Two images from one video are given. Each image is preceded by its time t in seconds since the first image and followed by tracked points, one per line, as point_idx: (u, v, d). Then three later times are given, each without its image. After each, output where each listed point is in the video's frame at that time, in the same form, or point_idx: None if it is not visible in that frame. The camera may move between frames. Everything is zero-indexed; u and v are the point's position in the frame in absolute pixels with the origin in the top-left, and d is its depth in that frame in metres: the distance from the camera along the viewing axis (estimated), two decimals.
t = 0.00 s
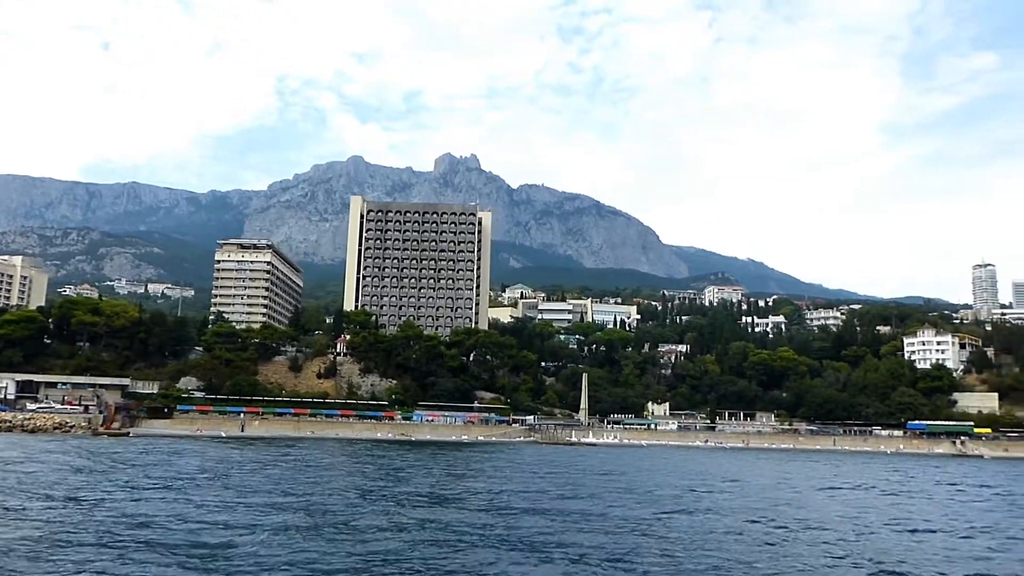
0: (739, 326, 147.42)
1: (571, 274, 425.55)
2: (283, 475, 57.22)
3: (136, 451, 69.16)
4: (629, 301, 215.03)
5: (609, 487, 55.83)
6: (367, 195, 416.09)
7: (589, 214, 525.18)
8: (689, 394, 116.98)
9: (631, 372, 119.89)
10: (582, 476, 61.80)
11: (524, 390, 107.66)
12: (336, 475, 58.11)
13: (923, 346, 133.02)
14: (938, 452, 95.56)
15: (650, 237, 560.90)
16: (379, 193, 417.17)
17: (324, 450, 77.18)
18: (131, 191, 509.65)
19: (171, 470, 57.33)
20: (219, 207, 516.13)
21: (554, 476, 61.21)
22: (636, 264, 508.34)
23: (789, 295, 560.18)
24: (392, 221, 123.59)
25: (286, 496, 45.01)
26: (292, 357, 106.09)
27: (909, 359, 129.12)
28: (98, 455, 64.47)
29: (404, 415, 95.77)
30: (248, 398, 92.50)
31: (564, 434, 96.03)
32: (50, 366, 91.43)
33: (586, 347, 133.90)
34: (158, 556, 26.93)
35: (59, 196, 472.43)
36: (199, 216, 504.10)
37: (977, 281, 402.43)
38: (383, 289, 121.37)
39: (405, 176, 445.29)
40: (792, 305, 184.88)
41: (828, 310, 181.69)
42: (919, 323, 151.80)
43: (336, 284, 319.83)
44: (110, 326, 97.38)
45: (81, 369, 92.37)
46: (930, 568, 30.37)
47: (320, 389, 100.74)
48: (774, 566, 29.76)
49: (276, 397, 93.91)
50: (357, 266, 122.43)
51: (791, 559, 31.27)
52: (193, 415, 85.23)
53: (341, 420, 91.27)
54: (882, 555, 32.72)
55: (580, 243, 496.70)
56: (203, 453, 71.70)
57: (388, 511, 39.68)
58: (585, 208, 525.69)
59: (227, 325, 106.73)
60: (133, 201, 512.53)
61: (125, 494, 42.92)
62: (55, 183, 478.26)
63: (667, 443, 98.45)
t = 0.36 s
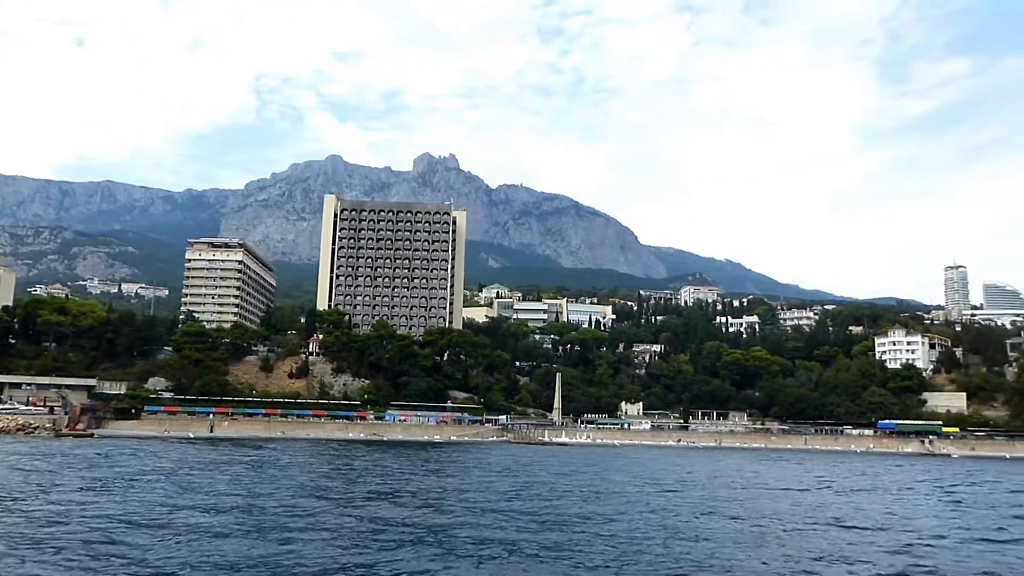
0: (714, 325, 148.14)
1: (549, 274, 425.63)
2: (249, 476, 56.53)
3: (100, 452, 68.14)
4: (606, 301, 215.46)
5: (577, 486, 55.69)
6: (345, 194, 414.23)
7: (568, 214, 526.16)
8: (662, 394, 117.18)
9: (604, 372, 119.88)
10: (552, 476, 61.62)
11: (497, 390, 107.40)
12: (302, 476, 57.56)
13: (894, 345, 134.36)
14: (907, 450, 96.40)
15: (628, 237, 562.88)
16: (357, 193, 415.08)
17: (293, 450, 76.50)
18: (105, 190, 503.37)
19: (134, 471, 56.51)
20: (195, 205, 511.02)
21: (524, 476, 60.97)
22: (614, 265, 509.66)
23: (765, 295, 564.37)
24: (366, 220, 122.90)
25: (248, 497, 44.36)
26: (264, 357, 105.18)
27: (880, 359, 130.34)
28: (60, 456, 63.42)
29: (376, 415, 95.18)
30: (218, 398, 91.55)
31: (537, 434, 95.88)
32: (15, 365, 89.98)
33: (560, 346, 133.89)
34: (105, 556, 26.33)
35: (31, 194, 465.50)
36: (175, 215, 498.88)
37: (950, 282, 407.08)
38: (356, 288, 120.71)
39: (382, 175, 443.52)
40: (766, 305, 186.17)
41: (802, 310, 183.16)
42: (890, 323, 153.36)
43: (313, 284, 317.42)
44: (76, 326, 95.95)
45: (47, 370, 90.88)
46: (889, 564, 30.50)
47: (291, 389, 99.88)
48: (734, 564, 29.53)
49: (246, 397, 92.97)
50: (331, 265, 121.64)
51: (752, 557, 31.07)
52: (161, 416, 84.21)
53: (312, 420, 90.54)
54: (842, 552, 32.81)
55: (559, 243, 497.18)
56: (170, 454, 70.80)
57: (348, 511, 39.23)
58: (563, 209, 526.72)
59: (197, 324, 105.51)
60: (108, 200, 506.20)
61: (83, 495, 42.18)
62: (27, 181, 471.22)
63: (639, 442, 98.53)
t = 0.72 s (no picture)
0: (688, 324, 148.68)
1: (527, 272, 425.28)
2: (214, 474, 55.82)
3: (62, 450, 66.99)
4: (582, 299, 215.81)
5: (546, 483, 55.45)
6: (321, 191, 411.40)
7: (546, 212, 526.50)
8: (636, 392, 117.26)
9: (577, 370, 119.66)
10: (522, 473, 61.33)
11: (470, 387, 107.00)
12: (269, 474, 56.93)
13: (864, 344, 135.60)
14: (876, 447, 97.36)
15: (606, 236, 564.33)
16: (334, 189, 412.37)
17: (261, 449, 75.67)
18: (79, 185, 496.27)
19: (96, 469, 55.55)
20: (170, 201, 505.03)
21: (494, 473, 60.67)
22: (592, 263, 510.61)
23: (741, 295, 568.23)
24: (339, 216, 121.93)
25: (209, 495, 43.75)
26: (233, 354, 104.20)
27: (851, 357, 131.46)
28: (21, 455, 62.26)
29: (348, 413, 94.47)
30: (186, 396, 90.45)
31: (509, 432, 95.63)
32: None
33: (534, 344, 133.69)
34: (55, 556, 25.80)
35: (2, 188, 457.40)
36: (149, 211, 492.81)
37: (922, 283, 411.94)
38: (329, 285, 119.85)
39: (360, 172, 441.14)
40: (739, 303, 187.28)
41: (775, 309, 184.43)
42: (861, 322, 154.88)
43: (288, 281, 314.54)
44: (42, 322, 94.34)
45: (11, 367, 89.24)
46: (852, 561, 30.61)
47: (261, 386, 98.97)
48: (695, 561, 29.46)
49: (215, 395, 91.94)
50: (303, 262, 120.70)
51: (714, 553, 31.04)
52: (128, 414, 83.10)
53: (282, 418, 89.70)
54: (805, 547, 32.91)
55: (537, 242, 497.15)
56: (134, 452, 69.80)
57: (312, 509, 38.79)
58: (541, 207, 527.21)
59: (166, 321, 104.13)
60: (81, 195, 499.16)
61: (41, 494, 41.34)
62: None
63: (612, 440, 98.50)
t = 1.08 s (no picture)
0: (662, 322, 149.22)
1: (505, 271, 425.07)
2: (179, 475, 55.02)
3: (25, 452, 65.87)
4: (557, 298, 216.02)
5: (517, 482, 55.31)
6: (298, 189, 408.61)
7: (524, 212, 526.79)
8: (610, 391, 117.41)
9: (551, 369, 119.66)
10: (492, 471, 61.16)
11: (443, 387, 106.61)
12: (236, 475, 56.34)
13: (836, 342, 136.87)
14: (846, 444, 98.31)
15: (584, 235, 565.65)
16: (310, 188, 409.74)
17: (230, 449, 74.92)
18: (50, 182, 489.18)
19: (58, 471, 54.62)
20: (144, 200, 499.15)
21: (464, 472, 60.42)
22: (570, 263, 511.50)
23: (717, 294, 572.15)
24: (312, 215, 121.04)
25: (172, 497, 43.16)
26: (203, 354, 103.19)
27: (822, 355, 132.63)
28: None
29: (320, 413, 93.79)
30: (154, 396, 89.36)
31: (482, 432, 95.40)
32: None
33: (508, 343, 133.52)
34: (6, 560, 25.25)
35: None
36: (123, 209, 486.86)
37: (894, 282, 416.96)
38: (302, 284, 118.94)
39: (337, 171, 438.70)
40: (713, 302, 188.36)
41: (749, 307, 185.72)
42: (833, 320, 156.36)
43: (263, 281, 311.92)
44: (6, 322, 92.71)
45: None
46: (813, 555, 30.80)
47: (232, 386, 98.05)
48: (657, 558, 29.28)
49: (184, 396, 90.90)
50: (275, 260, 119.62)
51: (679, 549, 31.12)
52: (94, 415, 81.95)
53: (253, 418, 88.89)
54: (769, 542, 33.05)
55: (514, 241, 497.06)
56: (99, 453, 68.79)
57: (274, 509, 38.24)
58: (519, 207, 527.45)
59: (135, 321, 102.79)
60: (53, 193, 492.24)
61: None
62: None
63: (585, 439, 98.57)
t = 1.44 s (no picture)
0: (642, 320, 149.41)
1: (486, 268, 424.51)
2: (148, 474, 54.16)
3: None
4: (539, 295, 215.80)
5: (491, 479, 54.95)
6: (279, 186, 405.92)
7: (507, 209, 526.53)
8: (588, 388, 117.26)
9: (530, 366, 119.41)
10: (467, 469, 60.74)
11: (421, 384, 106.04)
12: (206, 473, 55.67)
13: (813, 338, 137.67)
14: (822, 440, 98.80)
15: (567, 233, 566.29)
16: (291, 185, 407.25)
17: (203, 448, 74.10)
18: (28, 178, 483.39)
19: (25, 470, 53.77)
20: (123, 196, 494.43)
21: (438, 469, 59.98)
22: (552, 260, 511.76)
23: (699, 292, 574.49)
24: (289, 212, 120.09)
25: (138, 496, 42.49)
26: (178, 352, 102.17)
27: (800, 352, 133.32)
28: None
29: (295, 411, 93.00)
30: (127, 394, 88.33)
31: (460, 429, 94.91)
32: None
33: (487, 341, 133.10)
34: None
35: None
36: (102, 206, 482.02)
37: (873, 280, 420.56)
38: (279, 282, 117.96)
39: (318, 167, 436.27)
40: (693, 299, 189.02)
41: (728, 305, 186.51)
42: (811, 317, 157.23)
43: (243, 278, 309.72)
44: None
45: None
46: (783, 551, 30.70)
47: (206, 384, 97.14)
48: (630, 556, 28.91)
49: (158, 394, 89.91)
50: (252, 257, 118.63)
51: (648, 546, 30.89)
52: (65, 413, 80.93)
53: (227, 416, 88.03)
54: (739, 539, 32.90)
55: (497, 238, 496.61)
56: (69, 452, 67.85)
57: (240, 509, 37.46)
58: (502, 204, 527.19)
59: (108, 318, 101.54)
60: (31, 189, 486.65)
61: None
62: None
63: (562, 436, 98.36)
